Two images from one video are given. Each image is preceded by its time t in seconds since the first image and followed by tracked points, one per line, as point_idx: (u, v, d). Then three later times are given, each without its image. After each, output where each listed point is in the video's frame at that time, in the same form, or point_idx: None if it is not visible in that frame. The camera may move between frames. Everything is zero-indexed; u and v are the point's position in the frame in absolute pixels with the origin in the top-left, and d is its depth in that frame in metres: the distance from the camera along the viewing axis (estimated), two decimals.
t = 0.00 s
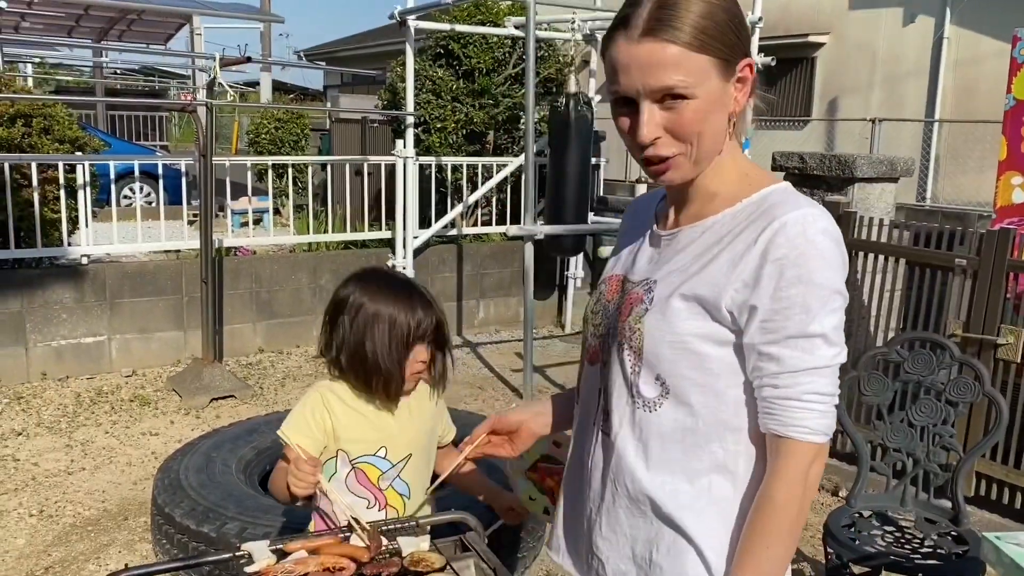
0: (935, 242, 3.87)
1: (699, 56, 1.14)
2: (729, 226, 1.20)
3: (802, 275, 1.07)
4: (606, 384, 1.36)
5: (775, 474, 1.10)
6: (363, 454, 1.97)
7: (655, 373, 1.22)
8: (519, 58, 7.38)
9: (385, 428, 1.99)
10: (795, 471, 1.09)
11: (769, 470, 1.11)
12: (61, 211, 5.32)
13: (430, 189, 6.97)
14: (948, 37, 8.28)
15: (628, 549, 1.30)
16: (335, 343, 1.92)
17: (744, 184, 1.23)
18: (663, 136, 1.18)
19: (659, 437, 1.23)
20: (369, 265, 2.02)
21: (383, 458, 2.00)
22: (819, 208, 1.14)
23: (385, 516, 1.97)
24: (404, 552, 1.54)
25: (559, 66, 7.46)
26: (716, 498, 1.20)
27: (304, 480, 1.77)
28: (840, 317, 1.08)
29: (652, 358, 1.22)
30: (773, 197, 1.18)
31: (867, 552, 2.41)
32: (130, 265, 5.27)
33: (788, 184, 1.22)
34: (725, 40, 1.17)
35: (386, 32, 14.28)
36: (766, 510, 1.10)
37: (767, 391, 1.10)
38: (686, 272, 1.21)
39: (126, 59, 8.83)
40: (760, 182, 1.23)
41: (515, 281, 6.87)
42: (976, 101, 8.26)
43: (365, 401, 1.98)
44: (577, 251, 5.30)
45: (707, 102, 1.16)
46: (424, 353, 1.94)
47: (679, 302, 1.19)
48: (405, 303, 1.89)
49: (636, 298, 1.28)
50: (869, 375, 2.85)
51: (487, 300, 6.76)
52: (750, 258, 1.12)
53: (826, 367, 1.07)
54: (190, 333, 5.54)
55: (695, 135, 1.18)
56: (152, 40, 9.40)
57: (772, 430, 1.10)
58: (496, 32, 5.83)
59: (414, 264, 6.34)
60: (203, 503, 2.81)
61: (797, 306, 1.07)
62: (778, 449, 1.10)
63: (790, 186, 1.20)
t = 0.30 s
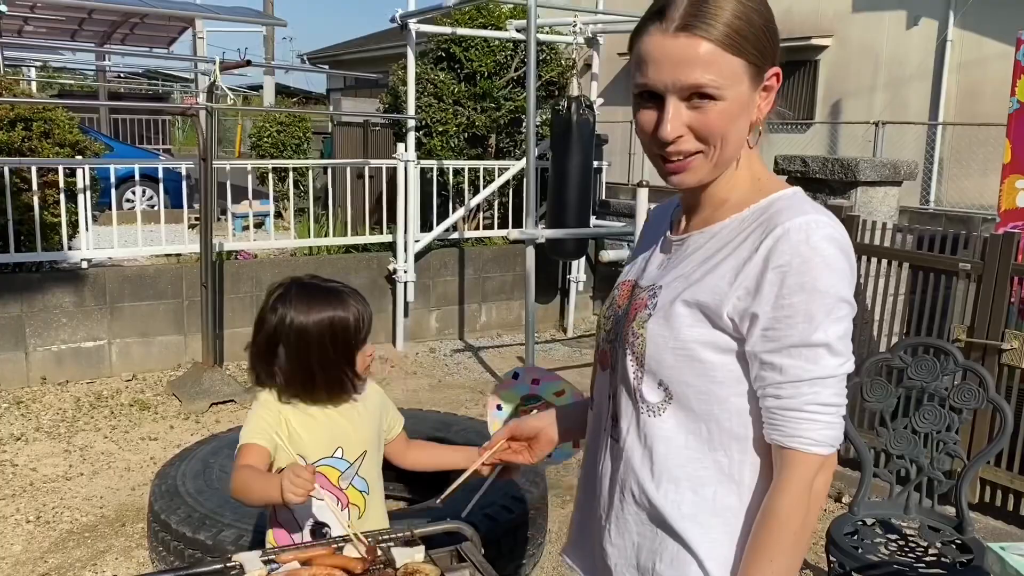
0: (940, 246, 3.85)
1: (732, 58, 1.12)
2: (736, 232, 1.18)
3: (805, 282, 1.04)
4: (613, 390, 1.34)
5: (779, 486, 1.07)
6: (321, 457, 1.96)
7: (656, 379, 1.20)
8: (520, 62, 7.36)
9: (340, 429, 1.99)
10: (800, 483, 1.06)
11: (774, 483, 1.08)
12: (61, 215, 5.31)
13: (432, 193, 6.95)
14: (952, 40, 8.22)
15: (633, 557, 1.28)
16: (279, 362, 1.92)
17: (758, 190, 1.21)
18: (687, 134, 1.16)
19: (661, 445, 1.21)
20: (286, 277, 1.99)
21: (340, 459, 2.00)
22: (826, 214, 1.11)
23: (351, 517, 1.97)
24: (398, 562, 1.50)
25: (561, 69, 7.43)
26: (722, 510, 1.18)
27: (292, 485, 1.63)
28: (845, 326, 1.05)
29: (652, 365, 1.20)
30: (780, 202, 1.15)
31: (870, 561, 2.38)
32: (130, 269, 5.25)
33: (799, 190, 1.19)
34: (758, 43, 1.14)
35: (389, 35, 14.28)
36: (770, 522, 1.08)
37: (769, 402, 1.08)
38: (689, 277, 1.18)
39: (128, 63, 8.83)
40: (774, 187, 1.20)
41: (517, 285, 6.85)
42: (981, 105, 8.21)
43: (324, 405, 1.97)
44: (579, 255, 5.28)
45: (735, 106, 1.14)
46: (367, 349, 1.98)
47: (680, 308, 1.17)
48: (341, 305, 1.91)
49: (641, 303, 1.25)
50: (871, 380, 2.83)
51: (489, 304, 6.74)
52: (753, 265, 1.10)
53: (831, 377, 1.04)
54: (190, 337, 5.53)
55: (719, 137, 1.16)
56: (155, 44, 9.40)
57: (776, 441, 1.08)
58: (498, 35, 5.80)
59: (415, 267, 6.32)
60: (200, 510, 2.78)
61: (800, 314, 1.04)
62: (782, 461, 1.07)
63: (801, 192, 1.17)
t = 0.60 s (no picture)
0: (940, 251, 3.82)
1: (719, 56, 1.12)
2: (731, 243, 1.16)
3: (807, 294, 1.03)
4: (605, 404, 1.33)
5: (781, 499, 1.06)
6: (302, 454, 2.00)
7: (654, 394, 1.19)
8: (521, 67, 7.37)
9: (318, 427, 2.03)
10: (802, 497, 1.05)
11: (775, 497, 1.07)
12: (61, 221, 5.32)
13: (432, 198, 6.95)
14: (954, 44, 8.20)
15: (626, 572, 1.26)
16: (243, 359, 1.93)
17: (750, 199, 1.20)
18: (670, 135, 1.15)
19: (659, 459, 1.19)
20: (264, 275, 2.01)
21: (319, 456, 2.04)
22: (824, 224, 1.10)
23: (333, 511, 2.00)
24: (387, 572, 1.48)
25: (562, 74, 7.43)
26: (720, 524, 1.16)
27: (280, 493, 1.65)
28: (847, 337, 1.04)
29: (651, 378, 1.18)
30: (777, 211, 1.14)
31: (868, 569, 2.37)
32: (130, 276, 5.25)
33: (792, 200, 1.18)
34: (746, 43, 1.14)
35: (392, 40, 14.31)
36: (772, 536, 1.06)
37: (771, 415, 1.06)
38: (686, 290, 1.17)
39: (131, 69, 8.87)
40: (765, 198, 1.20)
41: (517, 290, 6.84)
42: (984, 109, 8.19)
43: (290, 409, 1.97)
44: (579, 261, 5.26)
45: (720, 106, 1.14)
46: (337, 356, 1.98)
47: (679, 321, 1.15)
48: (310, 309, 1.92)
49: (635, 315, 1.24)
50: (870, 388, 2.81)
51: (489, 309, 6.73)
52: (753, 278, 1.08)
53: (831, 389, 1.03)
54: (190, 343, 5.53)
55: (703, 138, 1.14)
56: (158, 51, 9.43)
57: (776, 454, 1.07)
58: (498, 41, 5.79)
59: (415, 273, 6.31)
60: (195, 517, 2.77)
61: (802, 326, 1.03)
62: (783, 475, 1.06)
63: (795, 202, 1.16)
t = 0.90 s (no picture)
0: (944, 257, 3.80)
1: (701, 56, 1.14)
2: (730, 257, 1.16)
3: (812, 310, 1.03)
4: (605, 423, 1.32)
5: (790, 518, 1.06)
6: (326, 454, 2.09)
7: (658, 417, 1.18)
8: (523, 74, 7.38)
9: (341, 427, 2.13)
10: (812, 514, 1.05)
11: (785, 515, 1.07)
12: (65, 229, 5.33)
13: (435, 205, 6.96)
14: (958, 49, 8.19)
15: None
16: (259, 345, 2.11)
17: (747, 209, 1.21)
18: (653, 136, 1.17)
19: (665, 481, 1.19)
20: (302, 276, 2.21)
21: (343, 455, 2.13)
22: (825, 235, 1.09)
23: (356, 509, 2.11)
24: None
25: (564, 81, 7.44)
26: (728, 541, 1.16)
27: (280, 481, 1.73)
28: (853, 351, 1.04)
29: (655, 402, 1.18)
30: (776, 223, 1.14)
31: None
32: (133, 283, 5.26)
33: (792, 208, 1.18)
34: (731, 45, 1.16)
35: (395, 47, 14.34)
36: (783, 555, 1.07)
37: (779, 433, 1.06)
38: (688, 307, 1.16)
39: (135, 77, 8.90)
40: (761, 206, 1.20)
41: (520, 296, 6.83)
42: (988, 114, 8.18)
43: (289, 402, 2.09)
44: (582, 267, 5.25)
45: (704, 107, 1.15)
46: (344, 361, 2.10)
47: (683, 341, 1.14)
48: (321, 311, 2.06)
49: (636, 334, 1.23)
50: (874, 395, 2.79)
51: (492, 315, 6.73)
52: (756, 295, 1.08)
53: (839, 406, 1.03)
54: (193, 351, 5.53)
55: (687, 139, 1.15)
56: (162, 59, 9.46)
57: (785, 472, 1.06)
58: (500, 47, 5.79)
59: (418, 280, 6.31)
60: (197, 526, 2.77)
61: (808, 343, 1.03)
62: (792, 493, 1.06)
63: (793, 211, 1.16)
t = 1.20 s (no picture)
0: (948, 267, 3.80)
1: (692, 80, 1.16)
2: (729, 281, 1.20)
3: (812, 333, 1.07)
4: (610, 445, 1.35)
5: (793, 539, 1.10)
6: (339, 457, 2.10)
7: (663, 442, 1.22)
8: (527, 84, 7.42)
9: (356, 432, 2.14)
10: (816, 535, 1.09)
11: (788, 537, 1.11)
12: (71, 240, 5.36)
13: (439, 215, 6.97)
14: (961, 58, 8.19)
15: None
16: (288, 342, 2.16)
17: (745, 230, 1.23)
18: (647, 160, 1.19)
19: (670, 504, 1.23)
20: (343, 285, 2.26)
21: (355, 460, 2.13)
22: (822, 257, 1.13)
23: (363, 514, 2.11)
24: None
25: (568, 90, 7.46)
26: (732, 559, 1.20)
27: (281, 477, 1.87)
28: (851, 375, 1.08)
29: (659, 427, 1.22)
30: (774, 244, 1.18)
31: None
32: (140, 294, 5.28)
33: (790, 228, 1.21)
34: (722, 68, 1.19)
35: (399, 57, 14.39)
36: None
37: (780, 456, 1.10)
38: (690, 333, 1.20)
39: (141, 88, 8.94)
40: (759, 227, 1.23)
41: (525, 305, 6.84)
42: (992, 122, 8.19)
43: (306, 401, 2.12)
44: (587, 276, 5.26)
45: (697, 130, 1.17)
46: (361, 369, 2.12)
47: (685, 367, 1.18)
48: (348, 317, 2.10)
49: (638, 359, 1.27)
50: (880, 407, 2.77)
51: (497, 324, 6.73)
52: (756, 320, 1.12)
53: (839, 428, 1.07)
54: (199, 361, 5.54)
55: (682, 162, 1.18)
56: (168, 70, 9.51)
57: (787, 495, 1.10)
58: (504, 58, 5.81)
59: (423, 289, 6.32)
60: (203, 538, 2.78)
61: (808, 366, 1.07)
62: (795, 515, 1.10)
63: (791, 232, 1.19)
